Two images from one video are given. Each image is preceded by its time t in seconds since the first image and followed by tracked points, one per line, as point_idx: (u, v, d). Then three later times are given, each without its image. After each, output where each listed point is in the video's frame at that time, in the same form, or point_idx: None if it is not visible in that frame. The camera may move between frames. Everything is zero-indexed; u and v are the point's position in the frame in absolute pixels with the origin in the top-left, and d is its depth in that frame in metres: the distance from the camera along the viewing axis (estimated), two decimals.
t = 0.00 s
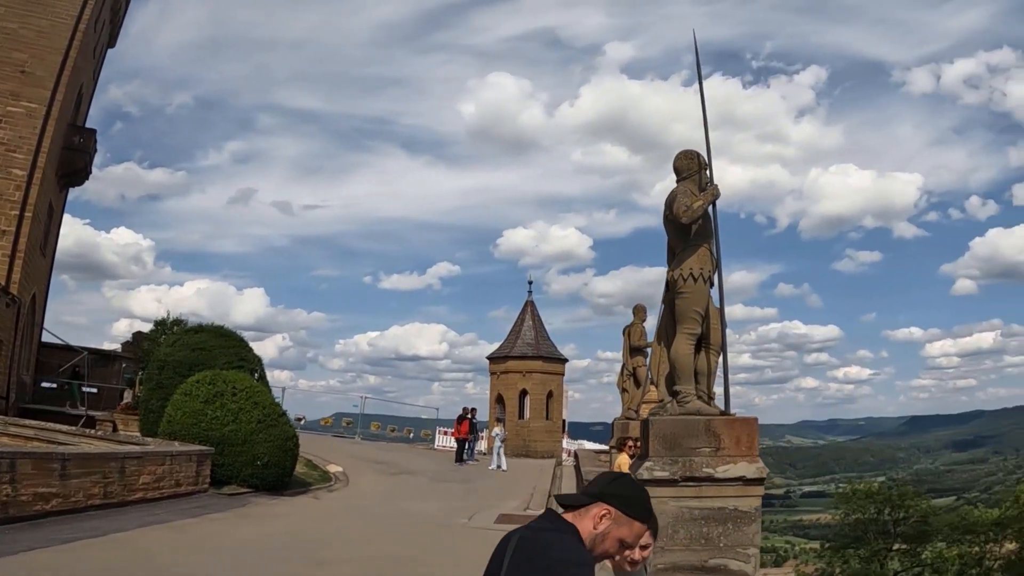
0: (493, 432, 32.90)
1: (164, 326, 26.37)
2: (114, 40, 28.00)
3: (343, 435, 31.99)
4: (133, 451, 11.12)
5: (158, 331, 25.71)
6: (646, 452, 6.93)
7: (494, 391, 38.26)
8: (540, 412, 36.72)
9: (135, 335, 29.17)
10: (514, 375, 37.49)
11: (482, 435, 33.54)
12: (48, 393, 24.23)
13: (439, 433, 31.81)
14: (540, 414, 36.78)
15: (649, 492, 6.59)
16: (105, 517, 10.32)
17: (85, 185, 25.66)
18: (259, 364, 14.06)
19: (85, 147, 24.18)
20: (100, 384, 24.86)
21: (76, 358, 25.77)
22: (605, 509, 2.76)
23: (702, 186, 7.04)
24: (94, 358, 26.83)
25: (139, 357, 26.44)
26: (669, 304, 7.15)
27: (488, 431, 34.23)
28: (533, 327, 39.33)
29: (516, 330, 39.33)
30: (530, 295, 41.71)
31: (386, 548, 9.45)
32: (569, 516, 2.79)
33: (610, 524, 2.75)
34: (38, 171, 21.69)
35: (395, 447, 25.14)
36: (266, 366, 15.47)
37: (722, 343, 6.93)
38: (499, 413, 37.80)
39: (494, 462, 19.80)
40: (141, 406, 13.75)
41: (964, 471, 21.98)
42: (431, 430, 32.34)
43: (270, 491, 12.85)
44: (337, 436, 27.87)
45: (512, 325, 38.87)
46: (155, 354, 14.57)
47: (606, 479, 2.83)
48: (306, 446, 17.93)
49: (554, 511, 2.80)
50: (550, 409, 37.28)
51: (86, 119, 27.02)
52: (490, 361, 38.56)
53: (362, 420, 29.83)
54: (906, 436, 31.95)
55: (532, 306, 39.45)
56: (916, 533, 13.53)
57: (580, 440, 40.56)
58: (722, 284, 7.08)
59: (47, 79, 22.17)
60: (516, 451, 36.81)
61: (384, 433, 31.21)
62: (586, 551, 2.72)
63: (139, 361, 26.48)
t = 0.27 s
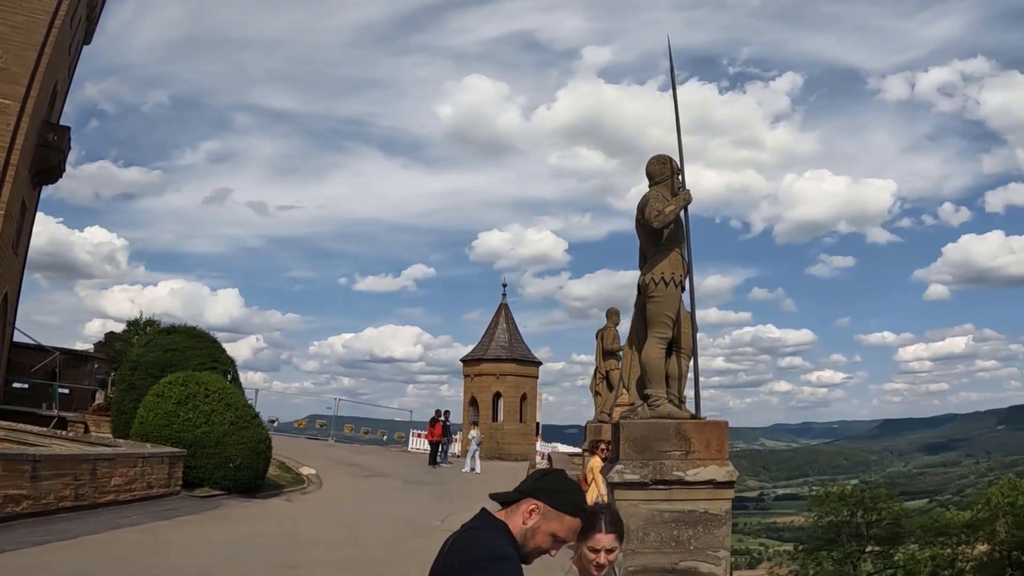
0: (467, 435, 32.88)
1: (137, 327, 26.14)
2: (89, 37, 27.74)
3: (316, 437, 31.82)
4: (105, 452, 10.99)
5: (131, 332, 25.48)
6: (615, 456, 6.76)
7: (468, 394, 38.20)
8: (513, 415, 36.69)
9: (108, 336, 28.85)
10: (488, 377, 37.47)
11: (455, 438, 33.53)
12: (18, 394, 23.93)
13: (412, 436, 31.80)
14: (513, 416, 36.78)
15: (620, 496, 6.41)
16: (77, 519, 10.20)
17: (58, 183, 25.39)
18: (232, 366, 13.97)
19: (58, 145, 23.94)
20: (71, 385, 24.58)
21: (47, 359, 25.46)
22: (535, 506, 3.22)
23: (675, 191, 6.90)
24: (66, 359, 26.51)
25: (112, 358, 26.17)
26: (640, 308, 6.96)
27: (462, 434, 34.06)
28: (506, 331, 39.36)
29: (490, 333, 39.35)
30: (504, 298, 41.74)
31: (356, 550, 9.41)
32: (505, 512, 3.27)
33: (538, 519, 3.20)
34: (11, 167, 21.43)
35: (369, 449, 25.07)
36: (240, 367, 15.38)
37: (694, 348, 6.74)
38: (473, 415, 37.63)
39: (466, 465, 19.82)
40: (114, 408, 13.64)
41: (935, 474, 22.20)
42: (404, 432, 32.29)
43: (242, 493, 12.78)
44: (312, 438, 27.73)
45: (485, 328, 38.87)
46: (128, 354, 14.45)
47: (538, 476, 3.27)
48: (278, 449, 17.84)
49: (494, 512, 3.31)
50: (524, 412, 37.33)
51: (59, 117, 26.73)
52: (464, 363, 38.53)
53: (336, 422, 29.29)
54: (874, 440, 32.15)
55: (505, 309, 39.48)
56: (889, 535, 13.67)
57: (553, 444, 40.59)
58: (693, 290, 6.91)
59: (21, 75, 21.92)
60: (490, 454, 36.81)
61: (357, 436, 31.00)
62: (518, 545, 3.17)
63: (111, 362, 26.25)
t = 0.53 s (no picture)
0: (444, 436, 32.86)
1: (112, 327, 25.89)
2: (66, 33, 27.45)
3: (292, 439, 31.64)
4: (79, 453, 10.86)
5: (106, 332, 25.25)
6: (587, 456, 6.55)
7: (444, 396, 38.10)
8: (489, 417, 36.82)
9: (83, 335, 28.56)
10: (464, 379, 37.43)
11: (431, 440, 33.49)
12: None
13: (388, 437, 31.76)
14: (489, 419, 36.86)
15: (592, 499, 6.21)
16: (49, 521, 10.08)
17: (33, 181, 25.10)
18: (207, 366, 13.89)
19: (34, 142, 23.68)
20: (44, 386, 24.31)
21: (21, 359, 25.16)
22: (477, 503, 3.37)
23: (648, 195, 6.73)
24: (40, 359, 26.20)
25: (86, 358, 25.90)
26: (613, 312, 6.76)
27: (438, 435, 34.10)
28: (482, 332, 39.38)
29: (466, 335, 39.30)
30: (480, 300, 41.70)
31: (329, 553, 9.36)
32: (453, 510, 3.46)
33: (482, 515, 3.36)
34: None
35: (345, 451, 24.98)
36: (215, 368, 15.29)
37: (667, 351, 6.60)
38: (448, 417, 37.63)
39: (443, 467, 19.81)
40: (88, 408, 13.53)
41: (910, 475, 22.38)
42: (380, 434, 32.26)
43: (217, 495, 12.73)
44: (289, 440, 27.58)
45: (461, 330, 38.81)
46: (102, 354, 14.33)
47: (481, 473, 3.42)
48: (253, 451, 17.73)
49: (445, 509, 3.50)
50: (499, 414, 37.41)
51: (35, 113, 26.43)
52: (440, 365, 38.47)
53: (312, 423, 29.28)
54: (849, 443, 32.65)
55: (481, 311, 39.48)
56: (865, 536, 13.59)
57: (529, 445, 40.69)
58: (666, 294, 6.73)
59: None
60: (466, 456, 36.83)
61: (334, 438, 30.90)
62: (463, 540, 3.36)
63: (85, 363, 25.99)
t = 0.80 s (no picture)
0: (423, 436, 32.90)
1: (87, 327, 25.65)
2: (43, 28, 27.14)
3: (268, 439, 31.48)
4: (52, 454, 10.74)
5: (81, 331, 25.02)
6: (559, 457, 6.38)
7: (419, 396, 38.04)
8: (466, 417, 36.84)
9: (58, 334, 28.26)
10: (440, 380, 37.44)
11: (407, 440, 33.50)
12: None
13: (365, 438, 31.75)
14: (465, 419, 36.90)
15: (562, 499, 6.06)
16: (22, 523, 9.96)
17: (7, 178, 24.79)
18: (182, 366, 13.84)
19: (9, 138, 23.42)
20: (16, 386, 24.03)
21: None
22: (429, 502, 3.43)
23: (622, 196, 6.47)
24: (12, 359, 25.90)
25: (61, 358, 25.64)
26: (586, 313, 6.55)
27: (413, 436, 34.28)
28: (458, 332, 39.42)
29: (442, 335, 39.31)
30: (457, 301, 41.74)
31: (301, 554, 9.33)
32: (406, 511, 3.51)
33: (436, 514, 3.43)
34: None
35: (321, 451, 24.92)
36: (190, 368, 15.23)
37: (641, 352, 6.35)
38: (425, 418, 37.61)
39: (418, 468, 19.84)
40: (61, 408, 13.42)
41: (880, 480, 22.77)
42: (356, 434, 32.26)
43: (191, 496, 12.69)
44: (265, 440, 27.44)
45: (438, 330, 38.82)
46: (76, 354, 14.21)
47: (433, 473, 3.48)
48: (228, 451, 17.64)
49: (400, 509, 3.56)
50: (476, 415, 37.48)
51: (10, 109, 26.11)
52: (416, 365, 38.45)
53: (289, 423, 29.28)
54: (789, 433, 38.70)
55: (458, 311, 39.51)
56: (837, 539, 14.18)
57: (506, 446, 40.78)
58: (639, 295, 6.52)
59: None
60: (442, 457, 36.85)
61: (310, 438, 30.80)
62: (418, 539, 3.43)
63: (60, 363, 25.74)
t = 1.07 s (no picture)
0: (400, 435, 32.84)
1: (60, 325, 25.39)
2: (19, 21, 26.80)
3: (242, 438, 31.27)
4: (24, 453, 10.61)
5: (54, 328, 24.75)
6: (530, 457, 6.29)
7: (395, 395, 37.96)
8: (441, 416, 36.70)
9: (31, 332, 27.93)
10: (416, 378, 37.43)
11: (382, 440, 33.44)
12: None
13: (341, 437, 31.67)
14: (442, 418, 36.75)
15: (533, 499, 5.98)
16: None
17: None
18: (157, 364, 13.79)
19: None
20: None
21: None
22: (387, 500, 3.43)
23: (594, 196, 6.35)
24: None
25: (33, 355, 25.35)
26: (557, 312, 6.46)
27: (389, 435, 34.29)
28: (434, 332, 39.37)
29: (418, 334, 39.28)
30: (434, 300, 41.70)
31: (273, 555, 9.30)
32: (363, 510, 3.50)
33: (394, 512, 3.43)
34: None
35: (295, 450, 24.82)
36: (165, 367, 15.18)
37: (612, 351, 6.31)
38: (400, 416, 37.53)
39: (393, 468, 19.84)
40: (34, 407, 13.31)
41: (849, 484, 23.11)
42: (332, 433, 32.16)
43: (165, 495, 12.64)
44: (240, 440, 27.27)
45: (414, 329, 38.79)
46: (49, 352, 14.09)
47: (389, 470, 3.49)
48: (202, 450, 17.52)
49: (357, 508, 3.55)
50: (452, 413, 37.31)
51: None
52: (392, 364, 38.38)
53: (264, 422, 29.13)
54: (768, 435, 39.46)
55: (435, 310, 39.49)
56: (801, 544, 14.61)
57: (482, 445, 40.80)
58: (611, 294, 6.44)
59: None
60: (417, 456, 36.71)
61: (285, 437, 30.66)
62: (376, 538, 3.43)
63: (32, 361, 25.44)
